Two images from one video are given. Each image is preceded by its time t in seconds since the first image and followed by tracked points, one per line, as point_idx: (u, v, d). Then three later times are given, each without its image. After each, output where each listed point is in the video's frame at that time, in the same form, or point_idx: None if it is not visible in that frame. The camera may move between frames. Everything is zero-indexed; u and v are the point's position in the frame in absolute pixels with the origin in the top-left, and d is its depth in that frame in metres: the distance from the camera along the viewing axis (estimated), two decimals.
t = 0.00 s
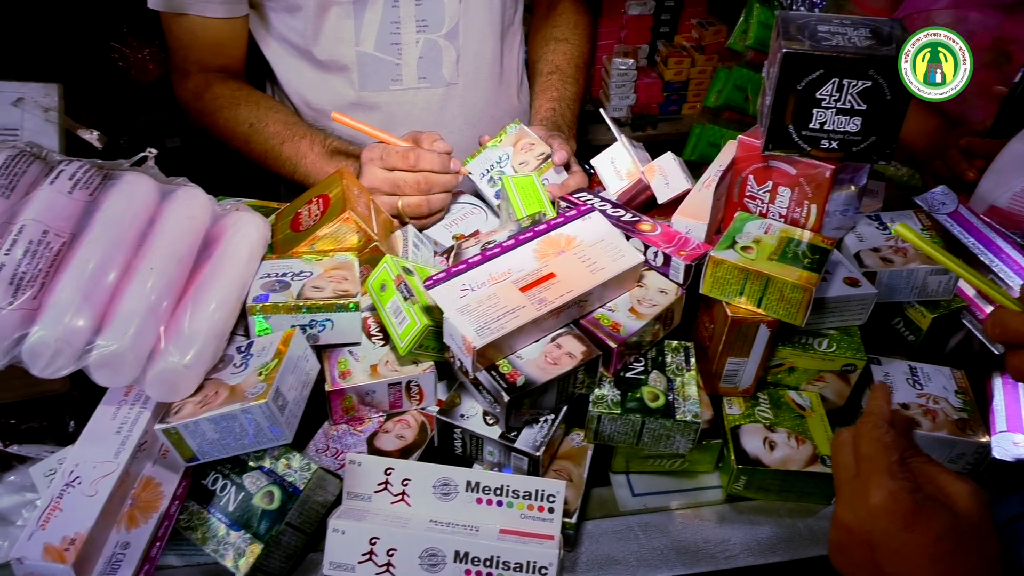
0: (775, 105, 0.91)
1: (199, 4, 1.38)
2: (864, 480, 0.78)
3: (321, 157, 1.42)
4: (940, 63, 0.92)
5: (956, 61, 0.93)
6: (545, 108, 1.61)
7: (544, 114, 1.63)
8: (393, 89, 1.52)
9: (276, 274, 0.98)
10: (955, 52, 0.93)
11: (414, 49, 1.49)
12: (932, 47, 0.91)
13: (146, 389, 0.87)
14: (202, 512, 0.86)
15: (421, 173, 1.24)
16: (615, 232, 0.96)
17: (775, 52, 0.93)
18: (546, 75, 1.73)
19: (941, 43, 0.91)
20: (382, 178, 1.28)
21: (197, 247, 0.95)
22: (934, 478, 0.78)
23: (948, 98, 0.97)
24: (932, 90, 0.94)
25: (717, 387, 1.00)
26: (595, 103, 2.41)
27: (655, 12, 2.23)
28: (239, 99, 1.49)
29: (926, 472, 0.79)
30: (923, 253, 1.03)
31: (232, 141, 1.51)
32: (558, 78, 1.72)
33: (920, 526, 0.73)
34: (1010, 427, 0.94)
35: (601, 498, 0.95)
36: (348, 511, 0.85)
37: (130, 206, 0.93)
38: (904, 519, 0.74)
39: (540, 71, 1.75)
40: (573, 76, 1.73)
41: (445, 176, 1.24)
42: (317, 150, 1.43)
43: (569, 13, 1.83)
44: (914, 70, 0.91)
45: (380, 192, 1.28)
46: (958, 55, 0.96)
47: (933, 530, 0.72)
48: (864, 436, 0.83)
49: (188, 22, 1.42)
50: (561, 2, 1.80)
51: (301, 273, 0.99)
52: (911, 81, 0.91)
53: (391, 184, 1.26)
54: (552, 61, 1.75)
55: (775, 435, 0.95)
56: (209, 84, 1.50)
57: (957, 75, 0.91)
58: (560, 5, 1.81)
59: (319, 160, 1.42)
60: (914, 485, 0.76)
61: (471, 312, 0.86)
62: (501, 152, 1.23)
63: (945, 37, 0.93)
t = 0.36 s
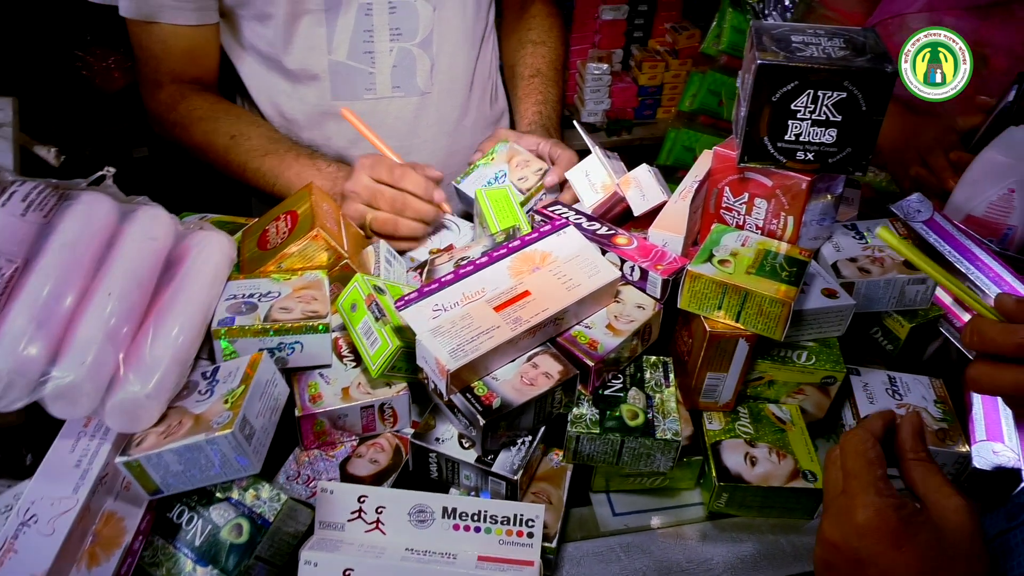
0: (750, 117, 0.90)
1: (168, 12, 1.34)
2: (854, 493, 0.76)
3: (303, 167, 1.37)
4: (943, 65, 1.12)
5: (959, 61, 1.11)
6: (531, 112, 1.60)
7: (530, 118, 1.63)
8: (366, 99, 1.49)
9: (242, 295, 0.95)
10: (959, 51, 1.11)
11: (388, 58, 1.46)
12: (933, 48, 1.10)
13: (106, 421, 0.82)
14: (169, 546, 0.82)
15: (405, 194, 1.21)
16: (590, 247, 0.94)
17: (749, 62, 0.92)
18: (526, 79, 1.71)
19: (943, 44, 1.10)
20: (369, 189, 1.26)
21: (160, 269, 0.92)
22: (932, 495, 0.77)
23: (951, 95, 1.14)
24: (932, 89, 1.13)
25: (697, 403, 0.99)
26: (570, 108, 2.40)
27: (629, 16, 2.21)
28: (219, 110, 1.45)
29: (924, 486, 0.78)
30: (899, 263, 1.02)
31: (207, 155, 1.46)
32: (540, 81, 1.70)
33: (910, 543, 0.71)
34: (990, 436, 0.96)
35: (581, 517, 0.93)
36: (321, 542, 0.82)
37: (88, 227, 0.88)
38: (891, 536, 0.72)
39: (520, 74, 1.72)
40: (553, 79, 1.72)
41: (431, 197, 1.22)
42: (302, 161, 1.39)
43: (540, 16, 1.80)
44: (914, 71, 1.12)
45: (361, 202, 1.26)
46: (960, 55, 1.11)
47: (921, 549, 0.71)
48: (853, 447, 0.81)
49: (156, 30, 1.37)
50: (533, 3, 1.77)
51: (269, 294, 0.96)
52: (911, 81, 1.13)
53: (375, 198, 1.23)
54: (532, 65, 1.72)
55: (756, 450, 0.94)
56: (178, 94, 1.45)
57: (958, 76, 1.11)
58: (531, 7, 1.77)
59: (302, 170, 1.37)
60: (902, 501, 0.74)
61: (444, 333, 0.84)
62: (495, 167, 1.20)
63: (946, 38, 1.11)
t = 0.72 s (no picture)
0: (726, 114, 0.89)
1: (123, 23, 1.27)
2: (859, 483, 0.76)
3: (265, 175, 1.36)
4: (943, 64, 1.23)
5: (960, 61, 1.21)
6: (502, 111, 1.58)
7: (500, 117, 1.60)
8: (341, 106, 1.46)
9: (215, 316, 0.93)
10: (960, 50, 1.20)
11: (361, 65, 1.43)
12: (934, 47, 1.22)
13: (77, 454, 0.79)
14: None
15: (402, 180, 1.20)
16: (570, 253, 0.93)
17: (722, 58, 0.91)
18: (496, 80, 1.68)
19: (943, 44, 1.21)
20: (358, 184, 1.21)
21: (128, 293, 0.88)
22: (924, 485, 0.78)
23: (950, 94, 1.25)
24: (931, 88, 1.25)
25: (684, 405, 0.98)
26: (542, 107, 2.38)
27: (597, 12, 2.24)
28: (175, 119, 1.38)
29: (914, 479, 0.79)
30: (879, 255, 1.02)
31: (167, 163, 1.40)
32: (509, 80, 1.68)
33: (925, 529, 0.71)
34: (976, 425, 0.97)
35: (573, 527, 0.92)
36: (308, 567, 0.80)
37: (50, 254, 0.84)
38: (894, 526, 0.71)
39: (489, 76, 1.70)
40: (524, 79, 1.70)
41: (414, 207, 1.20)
42: (262, 167, 1.37)
43: (509, 17, 1.78)
44: (914, 70, 1.25)
45: (352, 198, 1.21)
46: (960, 55, 1.20)
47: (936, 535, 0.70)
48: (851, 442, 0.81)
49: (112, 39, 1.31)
50: (501, 6, 1.76)
51: (243, 314, 0.93)
52: (912, 80, 1.25)
53: (367, 188, 1.19)
54: (500, 65, 1.70)
55: (745, 450, 0.93)
56: (136, 107, 1.37)
57: (960, 75, 1.22)
58: (498, 9, 1.76)
59: (267, 180, 1.36)
60: (902, 491, 0.75)
61: (426, 348, 0.81)
62: (459, 185, 1.23)
63: (947, 38, 1.20)
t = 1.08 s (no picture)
0: (682, 133, 0.89)
1: (82, 45, 1.25)
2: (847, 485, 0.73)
3: (228, 195, 1.34)
4: (942, 64, 1.20)
5: (960, 61, 1.18)
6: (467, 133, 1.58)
7: (466, 138, 1.61)
8: (308, 128, 1.45)
9: (175, 350, 0.92)
10: (959, 51, 1.18)
11: (327, 86, 1.42)
12: (932, 48, 1.21)
13: (33, 499, 0.77)
14: None
15: (377, 212, 1.18)
16: (532, 276, 0.93)
17: (677, 78, 0.91)
18: (462, 101, 1.69)
19: (942, 45, 1.20)
20: (333, 216, 1.20)
21: (83, 331, 0.86)
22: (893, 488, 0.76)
23: (951, 94, 1.22)
24: (931, 89, 1.22)
25: (652, 425, 0.98)
26: (516, 116, 2.38)
27: (567, 20, 2.23)
28: (135, 141, 1.36)
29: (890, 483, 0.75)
30: (843, 267, 1.02)
31: (128, 188, 1.39)
32: (476, 101, 1.68)
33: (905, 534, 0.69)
34: (943, 434, 0.98)
35: (542, 552, 0.91)
36: None
37: None
38: (865, 528, 0.69)
39: (456, 96, 1.70)
40: (491, 98, 1.70)
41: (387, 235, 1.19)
42: (224, 186, 1.35)
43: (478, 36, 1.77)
44: (915, 71, 1.22)
45: (326, 230, 1.20)
46: (960, 56, 1.18)
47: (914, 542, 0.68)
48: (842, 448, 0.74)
49: (72, 63, 1.29)
50: (468, 27, 1.75)
51: (203, 347, 0.92)
52: (911, 81, 1.23)
53: (342, 222, 1.18)
54: (468, 86, 1.70)
55: (713, 469, 0.93)
56: (98, 127, 1.36)
57: (957, 76, 1.19)
58: (465, 29, 1.75)
59: (228, 199, 1.34)
60: (876, 493, 0.73)
61: (385, 380, 0.81)
62: (427, 208, 1.23)
63: (946, 39, 1.19)
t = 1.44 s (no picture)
0: (656, 153, 0.88)
1: (64, 63, 1.21)
2: (917, 415, 0.72)
3: (209, 213, 1.30)
4: (942, 65, 1.08)
5: (959, 61, 1.05)
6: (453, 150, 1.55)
7: (452, 155, 1.56)
8: (292, 144, 1.42)
9: (142, 374, 0.90)
10: (959, 51, 1.05)
11: (312, 103, 1.39)
12: (933, 48, 1.09)
13: None
14: None
15: (367, 228, 1.17)
16: (504, 298, 0.92)
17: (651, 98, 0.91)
18: (449, 116, 1.65)
19: (942, 44, 1.08)
20: (322, 232, 1.18)
21: (47, 355, 0.84)
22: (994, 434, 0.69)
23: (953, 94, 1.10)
24: (930, 90, 1.11)
25: (629, 447, 0.96)
26: (507, 127, 2.36)
27: (558, 31, 2.20)
28: (115, 158, 1.32)
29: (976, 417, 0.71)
30: (822, 287, 1.00)
31: (109, 208, 1.34)
32: (463, 118, 1.65)
33: (958, 476, 0.68)
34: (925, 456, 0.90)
35: None
36: None
37: None
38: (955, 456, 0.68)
39: (444, 111, 1.67)
40: (478, 115, 1.67)
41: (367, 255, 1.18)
42: (205, 203, 1.31)
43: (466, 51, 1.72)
44: (913, 71, 1.12)
45: (317, 247, 1.18)
46: (961, 54, 1.05)
47: (965, 486, 0.67)
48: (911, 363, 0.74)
49: (49, 79, 1.24)
50: (456, 42, 1.71)
51: (171, 371, 0.91)
52: (909, 82, 1.13)
53: (331, 238, 1.16)
54: (455, 102, 1.66)
55: (690, 493, 0.92)
56: (78, 145, 1.31)
57: (959, 76, 1.07)
58: (454, 43, 1.71)
59: (211, 217, 1.30)
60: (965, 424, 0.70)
61: (351, 407, 0.80)
62: (410, 228, 1.20)
63: (947, 38, 1.07)
